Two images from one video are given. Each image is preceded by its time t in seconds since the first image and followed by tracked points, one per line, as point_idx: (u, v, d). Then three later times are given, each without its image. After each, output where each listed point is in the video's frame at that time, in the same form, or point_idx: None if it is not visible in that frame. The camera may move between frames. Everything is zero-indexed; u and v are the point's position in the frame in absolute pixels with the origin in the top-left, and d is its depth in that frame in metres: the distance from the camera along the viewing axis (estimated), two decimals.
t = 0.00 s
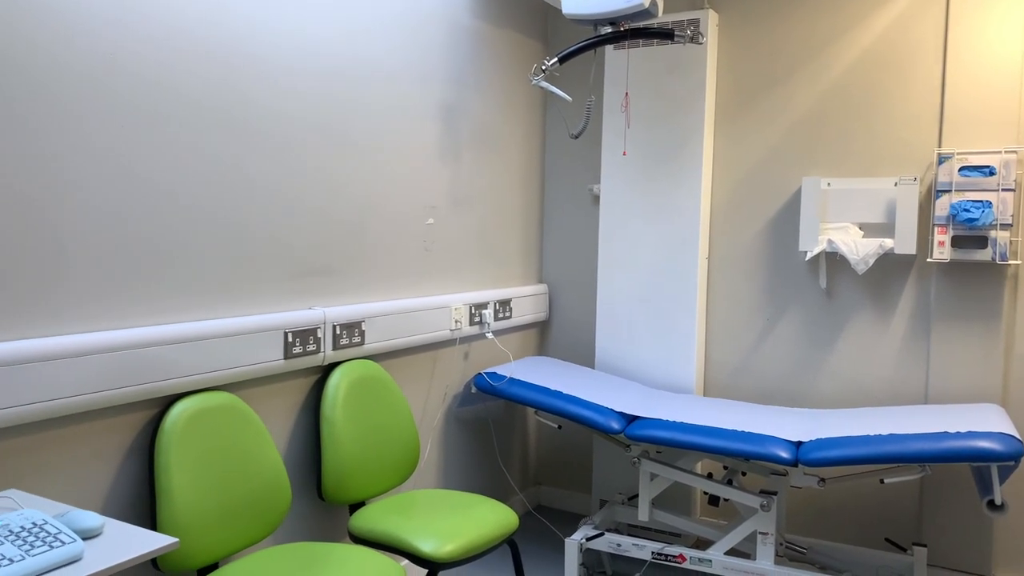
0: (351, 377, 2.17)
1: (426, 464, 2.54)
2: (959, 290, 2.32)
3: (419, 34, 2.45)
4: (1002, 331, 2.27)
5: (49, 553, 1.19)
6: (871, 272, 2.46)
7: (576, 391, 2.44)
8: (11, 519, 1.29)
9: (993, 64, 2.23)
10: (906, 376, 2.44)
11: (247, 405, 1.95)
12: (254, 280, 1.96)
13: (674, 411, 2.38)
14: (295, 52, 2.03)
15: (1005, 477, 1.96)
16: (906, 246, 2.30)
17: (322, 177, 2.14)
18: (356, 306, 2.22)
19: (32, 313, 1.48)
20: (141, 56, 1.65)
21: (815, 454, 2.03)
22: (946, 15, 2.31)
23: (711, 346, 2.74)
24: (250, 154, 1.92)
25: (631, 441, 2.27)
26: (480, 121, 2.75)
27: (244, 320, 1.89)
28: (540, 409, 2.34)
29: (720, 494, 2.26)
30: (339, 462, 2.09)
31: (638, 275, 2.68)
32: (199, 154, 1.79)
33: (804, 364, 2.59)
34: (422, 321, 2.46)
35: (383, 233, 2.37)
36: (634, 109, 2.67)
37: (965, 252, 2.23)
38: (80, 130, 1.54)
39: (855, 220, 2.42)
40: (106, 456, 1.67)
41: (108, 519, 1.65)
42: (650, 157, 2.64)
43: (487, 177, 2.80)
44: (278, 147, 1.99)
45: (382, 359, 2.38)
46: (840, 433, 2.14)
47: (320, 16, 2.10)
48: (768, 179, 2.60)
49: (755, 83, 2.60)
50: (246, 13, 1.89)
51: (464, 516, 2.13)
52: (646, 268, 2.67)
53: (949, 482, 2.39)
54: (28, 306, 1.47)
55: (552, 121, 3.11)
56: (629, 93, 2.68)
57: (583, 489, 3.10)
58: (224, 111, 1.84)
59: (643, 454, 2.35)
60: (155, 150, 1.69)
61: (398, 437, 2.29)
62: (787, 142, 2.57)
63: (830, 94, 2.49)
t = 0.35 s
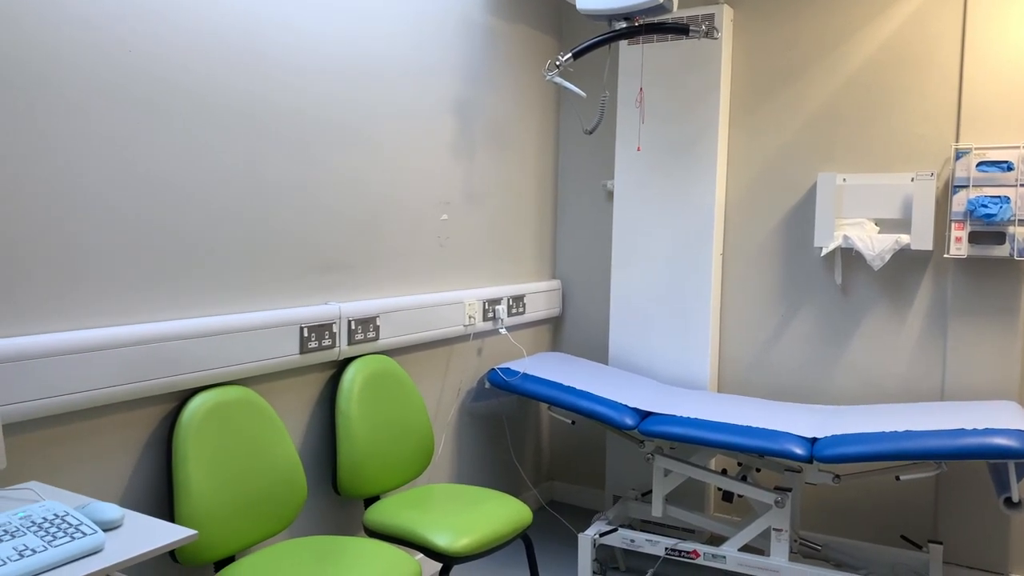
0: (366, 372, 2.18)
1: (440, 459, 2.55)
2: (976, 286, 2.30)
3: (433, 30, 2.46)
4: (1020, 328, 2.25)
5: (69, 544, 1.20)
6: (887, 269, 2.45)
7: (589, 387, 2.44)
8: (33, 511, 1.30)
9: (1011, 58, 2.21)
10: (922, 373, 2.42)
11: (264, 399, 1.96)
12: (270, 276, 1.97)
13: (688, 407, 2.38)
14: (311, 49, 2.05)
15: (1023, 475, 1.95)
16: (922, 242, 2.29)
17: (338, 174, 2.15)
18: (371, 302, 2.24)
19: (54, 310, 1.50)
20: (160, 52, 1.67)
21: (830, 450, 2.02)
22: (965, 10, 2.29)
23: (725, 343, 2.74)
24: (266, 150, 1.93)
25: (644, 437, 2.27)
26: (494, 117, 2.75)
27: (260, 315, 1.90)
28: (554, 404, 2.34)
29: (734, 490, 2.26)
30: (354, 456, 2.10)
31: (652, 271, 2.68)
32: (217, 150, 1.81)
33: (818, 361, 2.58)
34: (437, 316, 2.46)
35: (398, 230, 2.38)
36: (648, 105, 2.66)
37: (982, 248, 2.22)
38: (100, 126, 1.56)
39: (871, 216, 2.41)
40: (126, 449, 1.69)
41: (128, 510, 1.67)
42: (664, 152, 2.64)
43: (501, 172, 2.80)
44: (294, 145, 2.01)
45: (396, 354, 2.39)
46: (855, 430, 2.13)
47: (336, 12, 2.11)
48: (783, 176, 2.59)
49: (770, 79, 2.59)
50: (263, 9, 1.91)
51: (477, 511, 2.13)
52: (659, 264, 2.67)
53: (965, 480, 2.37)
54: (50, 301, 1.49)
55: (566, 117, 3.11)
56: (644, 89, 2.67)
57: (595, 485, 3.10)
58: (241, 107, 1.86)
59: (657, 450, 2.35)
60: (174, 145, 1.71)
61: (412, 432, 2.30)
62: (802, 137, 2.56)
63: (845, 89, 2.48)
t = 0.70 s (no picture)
0: (379, 368, 2.19)
1: (453, 455, 2.56)
2: (993, 283, 2.28)
3: (446, 26, 2.46)
4: None
5: (89, 536, 1.21)
6: (902, 265, 2.44)
7: (602, 383, 2.44)
8: (52, 504, 1.31)
9: None
10: (938, 370, 2.41)
11: (279, 395, 1.98)
12: (285, 272, 1.98)
13: (701, 404, 2.37)
14: (326, 46, 2.06)
15: None
16: (939, 238, 2.28)
17: (352, 170, 2.16)
18: (384, 298, 2.24)
19: (73, 305, 1.52)
20: (176, 49, 1.68)
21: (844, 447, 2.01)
22: (982, 5, 2.27)
23: (739, 340, 2.73)
24: (281, 145, 1.94)
25: (657, 434, 2.27)
26: (507, 114, 2.75)
27: (275, 311, 1.91)
28: (567, 400, 2.34)
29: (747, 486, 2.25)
30: (368, 451, 2.11)
31: (665, 267, 2.68)
32: (233, 146, 1.82)
33: (833, 358, 2.57)
34: (449, 312, 2.47)
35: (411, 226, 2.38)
36: (662, 100, 2.66)
37: (999, 244, 2.20)
38: (117, 122, 1.57)
39: (887, 212, 2.39)
40: (144, 443, 1.71)
41: (145, 503, 1.69)
42: (677, 148, 2.63)
43: (513, 168, 2.80)
44: (309, 141, 2.02)
45: (410, 350, 2.40)
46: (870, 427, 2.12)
47: (350, 8, 2.12)
48: (797, 172, 2.58)
49: (784, 74, 2.58)
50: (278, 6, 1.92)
51: (490, 506, 2.14)
52: (672, 260, 2.66)
53: (981, 478, 2.36)
54: (69, 295, 1.51)
55: (578, 113, 3.11)
56: (658, 84, 2.66)
57: (608, 481, 3.10)
58: (256, 103, 1.87)
59: (670, 447, 2.35)
60: (190, 141, 1.72)
61: (425, 428, 2.31)
62: (816, 133, 2.54)
63: (860, 85, 2.47)
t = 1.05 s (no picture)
0: (392, 363, 2.20)
1: (466, 450, 2.57)
2: (1010, 280, 2.27)
3: (460, 22, 2.46)
4: None
5: (107, 527, 1.23)
6: (917, 262, 2.42)
7: (614, 379, 2.43)
8: (71, 495, 1.32)
9: None
10: (953, 367, 2.39)
11: (293, 389, 1.99)
12: (300, 267, 2.00)
13: (714, 400, 2.36)
14: (340, 42, 2.07)
15: None
16: (955, 234, 2.26)
17: (367, 166, 2.17)
18: (398, 293, 2.25)
19: (92, 299, 1.54)
20: (193, 44, 1.70)
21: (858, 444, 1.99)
22: None
23: (752, 336, 2.73)
24: (296, 141, 1.96)
25: (670, 430, 2.27)
26: (520, 110, 2.76)
27: (290, 306, 1.92)
28: (579, 396, 2.35)
29: (760, 483, 2.24)
30: (381, 446, 2.12)
31: (678, 263, 2.68)
32: (248, 141, 1.83)
33: (847, 355, 2.56)
34: (462, 308, 2.48)
35: (425, 221, 2.39)
36: (676, 96, 2.65)
37: (1017, 241, 2.18)
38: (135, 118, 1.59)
39: (902, 208, 2.38)
40: (160, 436, 1.72)
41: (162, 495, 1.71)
42: (690, 144, 2.62)
43: (526, 164, 2.80)
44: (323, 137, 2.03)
45: (423, 345, 2.41)
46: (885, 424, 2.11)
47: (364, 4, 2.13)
48: (811, 168, 2.57)
49: (798, 70, 2.57)
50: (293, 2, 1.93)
51: (503, 502, 2.14)
52: (685, 256, 2.66)
53: (997, 477, 2.34)
54: (88, 289, 1.53)
55: (591, 109, 3.11)
56: (672, 80, 2.66)
57: (620, 477, 3.10)
58: (271, 99, 1.88)
59: (683, 443, 2.35)
60: (206, 136, 1.73)
61: (438, 424, 2.32)
62: (831, 129, 2.53)
63: (875, 80, 2.45)
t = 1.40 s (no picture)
0: (405, 358, 2.21)
1: (477, 445, 2.58)
2: None
3: (472, 18, 2.47)
4: None
5: (123, 519, 1.24)
6: (932, 258, 2.41)
7: (626, 376, 2.43)
8: (88, 488, 1.34)
9: None
10: (968, 364, 2.38)
11: (306, 384, 2.00)
12: (314, 262, 2.01)
13: (727, 397, 2.36)
14: (352, 37, 2.07)
15: None
16: (970, 230, 2.24)
17: (379, 162, 2.18)
18: (410, 289, 2.26)
19: (108, 292, 1.55)
20: (207, 40, 1.71)
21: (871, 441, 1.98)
22: None
23: (764, 332, 2.72)
24: (308, 136, 1.96)
25: (682, 426, 2.26)
26: (532, 106, 2.76)
27: (303, 301, 1.93)
28: (591, 391, 2.35)
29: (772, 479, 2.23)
30: (393, 438, 2.13)
31: (689, 259, 2.67)
32: (261, 137, 1.84)
33: (860, 352, 2.55)
34: (474, 304, 2.48)
35: (437, 217, 2.40)
36: (688, 92, 2.64)
37: None
38: (150, 113, 1.60)
39: (917, 204, 2.37)
40: (175, 429, 1.74)
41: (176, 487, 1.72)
42: (702, 140, 2.62)
43: (537, 160, 2.80)
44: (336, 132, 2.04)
45: (435, 340, 2.41)
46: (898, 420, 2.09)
47: None
48: (824, 164, 2.56)
49: (811, 66, 2.56)
50: None
51: (514, 496, 2.14)
52: (697, 252, 2.65)
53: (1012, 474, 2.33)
54: (104, 283, 1.54)
55: (603, 105, 3.11)
56: (684, 76, 2.65)
57: (631, 473, 3.10)
58: (284, 94, 1.89)
59: (695, 440, 2.34)
60: (220, 131, 1.75)
61: (450, 418, 2.32)
62: (844, 125, 2.52)
63: (889, 76, 2.44)
